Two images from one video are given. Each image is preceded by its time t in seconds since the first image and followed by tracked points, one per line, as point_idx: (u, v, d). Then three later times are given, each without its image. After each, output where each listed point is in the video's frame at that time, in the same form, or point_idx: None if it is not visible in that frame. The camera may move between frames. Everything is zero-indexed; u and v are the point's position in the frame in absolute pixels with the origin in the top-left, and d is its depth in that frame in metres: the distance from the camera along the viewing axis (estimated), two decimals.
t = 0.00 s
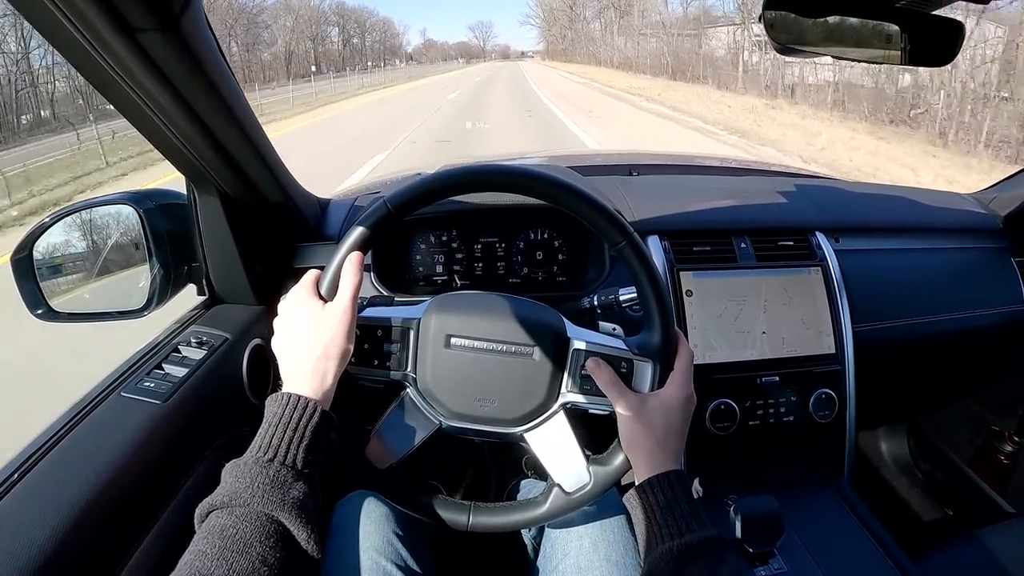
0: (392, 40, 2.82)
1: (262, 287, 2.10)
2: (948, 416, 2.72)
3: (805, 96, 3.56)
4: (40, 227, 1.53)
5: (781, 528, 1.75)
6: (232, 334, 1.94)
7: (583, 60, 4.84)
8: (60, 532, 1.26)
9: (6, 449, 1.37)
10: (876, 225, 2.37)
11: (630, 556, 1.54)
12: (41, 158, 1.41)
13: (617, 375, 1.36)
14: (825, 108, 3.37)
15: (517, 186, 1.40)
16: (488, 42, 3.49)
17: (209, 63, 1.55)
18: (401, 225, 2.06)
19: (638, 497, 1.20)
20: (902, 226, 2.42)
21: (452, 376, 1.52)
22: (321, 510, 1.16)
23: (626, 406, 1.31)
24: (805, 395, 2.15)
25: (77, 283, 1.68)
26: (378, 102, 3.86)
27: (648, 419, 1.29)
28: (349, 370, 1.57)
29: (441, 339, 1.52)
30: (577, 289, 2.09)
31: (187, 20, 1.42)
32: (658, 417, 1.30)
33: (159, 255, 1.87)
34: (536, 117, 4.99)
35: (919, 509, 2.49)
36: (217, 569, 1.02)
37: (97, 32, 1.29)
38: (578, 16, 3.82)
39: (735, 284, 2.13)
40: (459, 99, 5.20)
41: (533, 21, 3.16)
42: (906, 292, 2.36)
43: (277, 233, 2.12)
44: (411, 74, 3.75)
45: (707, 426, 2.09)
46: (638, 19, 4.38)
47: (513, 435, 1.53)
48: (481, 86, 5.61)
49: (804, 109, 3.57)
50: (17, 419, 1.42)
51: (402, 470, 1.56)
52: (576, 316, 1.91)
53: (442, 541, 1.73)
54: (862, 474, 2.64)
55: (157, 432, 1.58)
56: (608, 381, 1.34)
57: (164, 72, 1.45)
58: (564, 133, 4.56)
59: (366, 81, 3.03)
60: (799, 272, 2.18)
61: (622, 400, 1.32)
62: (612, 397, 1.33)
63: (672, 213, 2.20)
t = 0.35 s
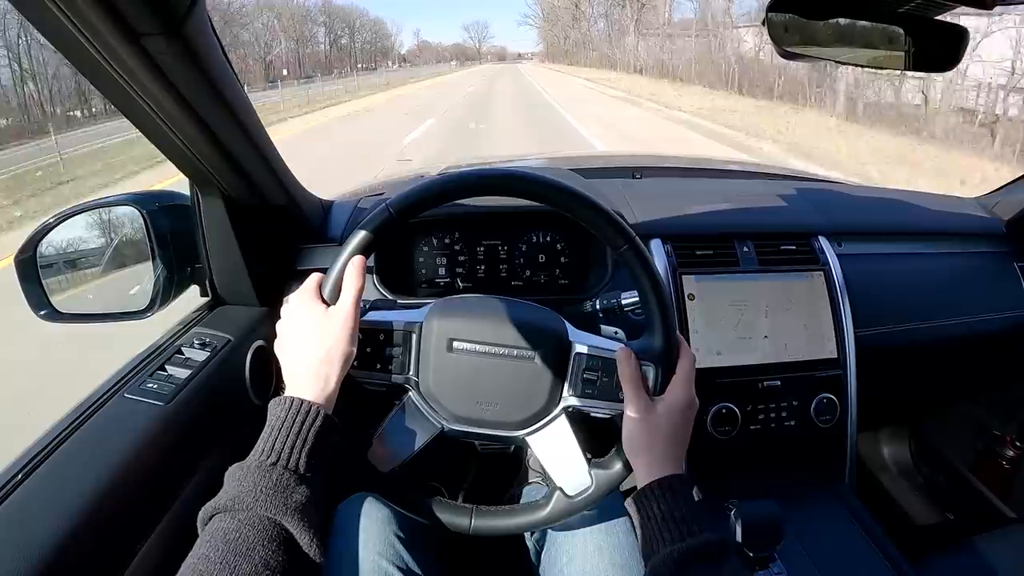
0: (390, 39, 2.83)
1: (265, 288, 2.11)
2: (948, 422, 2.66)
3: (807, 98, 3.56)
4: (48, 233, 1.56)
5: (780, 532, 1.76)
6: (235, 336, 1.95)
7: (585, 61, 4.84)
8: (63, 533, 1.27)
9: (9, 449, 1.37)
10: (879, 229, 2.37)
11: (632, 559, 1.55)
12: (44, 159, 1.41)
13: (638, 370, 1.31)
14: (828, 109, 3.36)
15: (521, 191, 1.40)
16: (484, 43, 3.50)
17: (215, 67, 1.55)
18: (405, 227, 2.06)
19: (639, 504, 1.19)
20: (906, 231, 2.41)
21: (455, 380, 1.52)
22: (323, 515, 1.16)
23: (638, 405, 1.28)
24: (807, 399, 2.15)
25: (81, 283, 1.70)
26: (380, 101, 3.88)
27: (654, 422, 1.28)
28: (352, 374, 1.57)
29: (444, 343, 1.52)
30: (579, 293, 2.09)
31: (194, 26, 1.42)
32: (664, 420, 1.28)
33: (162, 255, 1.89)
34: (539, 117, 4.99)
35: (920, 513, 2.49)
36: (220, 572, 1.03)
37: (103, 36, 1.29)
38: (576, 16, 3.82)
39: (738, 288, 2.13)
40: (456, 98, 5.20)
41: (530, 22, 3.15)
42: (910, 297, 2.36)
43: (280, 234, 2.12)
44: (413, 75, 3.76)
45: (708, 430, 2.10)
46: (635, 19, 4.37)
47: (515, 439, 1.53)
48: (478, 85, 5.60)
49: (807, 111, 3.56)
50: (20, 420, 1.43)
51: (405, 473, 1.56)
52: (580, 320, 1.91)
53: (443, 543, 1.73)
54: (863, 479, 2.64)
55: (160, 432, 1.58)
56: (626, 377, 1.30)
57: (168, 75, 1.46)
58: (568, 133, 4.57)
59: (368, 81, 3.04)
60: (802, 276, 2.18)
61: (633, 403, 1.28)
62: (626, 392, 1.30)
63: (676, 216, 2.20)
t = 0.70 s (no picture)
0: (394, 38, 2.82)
1: (265, 285, 2.10)
2: (953, 424, 2.62)
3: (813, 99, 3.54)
4: (60, 232, 1.62)
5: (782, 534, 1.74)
6: (234, 332, 1.94)
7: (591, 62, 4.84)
8: (57, 525, 1.26)
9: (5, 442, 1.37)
10: (884, 229, 2.35)
11: (630, 560, 1.53)
12: (44, 152, 1.41)
13: (615, 380, 1.35)
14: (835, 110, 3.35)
15: (521, 186, 1.39)
16: (481, 43, 3.50)
17: (213, 59, 1.54)
18: (405, 224, 2.05)
19: (642, 500, 1.18)
20: (911, 231, 2.39)
21: (453, 377, 1.51)
22: (319, 513, 1.15)
23: (628, 408, 1.29)
24: (810, 400, 2.13)
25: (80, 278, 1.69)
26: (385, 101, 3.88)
27: (652, 420, 1.26)
28: (350, 371, 1.56)
29: (442, 340, 1.51)
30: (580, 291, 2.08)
31: (191, 18, 1.42)
32: (662, 417, 1.27)
33: (163, 251, 1.89)
34: (545, 117, 4.98)
35: (923, 516, 2.47)
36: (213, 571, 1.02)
37: (101, 29, 1.29)
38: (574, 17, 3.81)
39: (741, 288, 2.11)
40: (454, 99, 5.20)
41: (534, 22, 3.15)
42: (914, 298, 2.34)
43: (281, 230, 2.12)
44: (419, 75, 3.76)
45: (710, 430, 2.08)
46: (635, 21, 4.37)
47: (514, 436, 1.52)
48: (477, 85, 5.59)
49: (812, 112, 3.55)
50: (18, 413, 1.42)
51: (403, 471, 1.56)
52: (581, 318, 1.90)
53: (440, 542, 1.72)
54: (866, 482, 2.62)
55: (157, 426, 1.57)
56: (607, 387, 1.33)
57: (167, 68, 1.45)
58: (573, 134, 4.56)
59: (373, 79, 3.03)
60: (805, 276, 2.16)
61: (621, 401, 1.30)
62: (612, 402, 1.31)
63: (679, 215, 2.18)
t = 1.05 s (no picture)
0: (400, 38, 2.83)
1: (272, 284, 2.11)
2: (957, 424, 2.62)
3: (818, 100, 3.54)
4: (76, 230, 1.66)
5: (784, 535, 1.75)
6: (241, 330, 1.96)
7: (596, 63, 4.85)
8: (65, 523, 1.27)
9: (14, 439, 1.38)
10: (888, 231, 2.35)
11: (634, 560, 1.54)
12: (52, 151, 1.42)
13: (622, 375, 1.34)
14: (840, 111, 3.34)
15: (527, 188, 1.40)
16: (478, 43, 3.51)
17: (221, 59, 1.55)
18: (411, 224, 2.06)
19: (646, 496, 1.18)
20: (915, 233, 2.40)
21: (460, 377, 1.52)
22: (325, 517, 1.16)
23: (633, 404, 1.29)
24: (813, 401, 2.14)
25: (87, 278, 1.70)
26: (390, 102, 3.89)
27: (655, 417, 1.27)
28: (357, 373, 1.57)
29: (448, 340, 1.53)
30: (585, 291, 2.09)
31: (200, 18, 1.43)
32: (665, 414, 1.28)
33: (171, 250, 1.90)
34: (549, 117, 4.99)
35: (925, 518, 2.47)
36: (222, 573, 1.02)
37: (111, 28, 1.29)
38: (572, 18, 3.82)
39: (746, 289, 2.12)
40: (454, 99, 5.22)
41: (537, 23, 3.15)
42: (919, 300, 2.34)
43: (287, 230, 2.13)
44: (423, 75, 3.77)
45: (713, 429, 2.09)
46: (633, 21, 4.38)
47: (521, 435, 1.53)
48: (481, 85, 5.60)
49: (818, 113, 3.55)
50: (26, 410, 1.43)
51: (410, 472, 1.57)
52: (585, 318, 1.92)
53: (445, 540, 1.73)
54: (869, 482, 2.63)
55: (163, 425, 1.58)
56: (613, 382, 1.33)
57: (175, 67, 1.46)
58: (577, 134, 4.56)
59: (378, 79, 3.04)
60: (810, 277, 2.17)
61: (626, 398, 1.30)
62: (618, 397, 1.32)
63: (683, 216, 2.19)
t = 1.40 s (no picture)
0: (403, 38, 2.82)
1: (276, 282, 2.10)
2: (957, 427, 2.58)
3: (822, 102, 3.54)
4: (85, 226, 1.64)
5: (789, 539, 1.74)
6: (245, 329, 1.94)
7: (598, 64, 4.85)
8: (69, 521, 1.26)
9: (18, 435, 1.37)
10: (893, 235, 2.35)
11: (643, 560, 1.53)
12: (59, 147, 1.41)
13: (629, 375, 1.31)
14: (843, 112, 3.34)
15: (535, 187, 1.39)
16: (474, 44, 3.51)
17: (230, 55, 1.54)
18: (416, 223, 2.05)
19: (660, 489, 1.13)
20: (921, 236, 2.39)
21: (467, 378, 1.51)
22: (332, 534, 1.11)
23: (642, 401, 1.26)
24: (818, 404, 2.13)
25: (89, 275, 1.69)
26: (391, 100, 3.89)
27: (666, 413, 1.23)
28: (363, 379, 1.57)
29: (454, 342, 1.51)
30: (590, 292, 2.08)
31: (209, 14, 1.42)
32: (677, 410, 1.24)
33: (174, 247, 1.89)
34: (551, 117, 4.99)
35: (927, 522, 2.47)
36: None
37: (120, 23, 1.29)
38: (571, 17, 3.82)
39: (752, 290, 2.12)
40: (452, 99, 5.22)
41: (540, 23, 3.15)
42: (924, 303, 2.34)
43: (291, 228, 2.12)
44: (425, 75, 3.76)
45: (718, 432, 2.09)
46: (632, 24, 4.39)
47: (531, 434, 1.53)
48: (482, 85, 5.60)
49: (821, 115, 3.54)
50: (31, 406, 1.42)
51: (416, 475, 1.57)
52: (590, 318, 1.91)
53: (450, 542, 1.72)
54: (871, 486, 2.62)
55: (167, 423, 1.57)
56: (620, 382, 1.29)
57: (183, 62, 1.45)
58: (579, 134, 4.56)
59: (381, 77, 3.03)
60: (816, 280, 2.17)
61: (635, 395, 1.27)
62: (627, 396, 1.28)
63: (690, 217, 2.18)
